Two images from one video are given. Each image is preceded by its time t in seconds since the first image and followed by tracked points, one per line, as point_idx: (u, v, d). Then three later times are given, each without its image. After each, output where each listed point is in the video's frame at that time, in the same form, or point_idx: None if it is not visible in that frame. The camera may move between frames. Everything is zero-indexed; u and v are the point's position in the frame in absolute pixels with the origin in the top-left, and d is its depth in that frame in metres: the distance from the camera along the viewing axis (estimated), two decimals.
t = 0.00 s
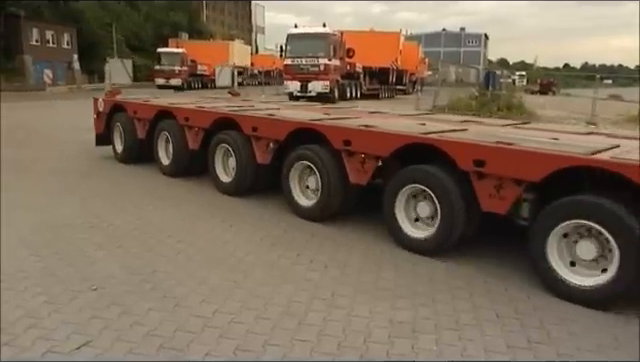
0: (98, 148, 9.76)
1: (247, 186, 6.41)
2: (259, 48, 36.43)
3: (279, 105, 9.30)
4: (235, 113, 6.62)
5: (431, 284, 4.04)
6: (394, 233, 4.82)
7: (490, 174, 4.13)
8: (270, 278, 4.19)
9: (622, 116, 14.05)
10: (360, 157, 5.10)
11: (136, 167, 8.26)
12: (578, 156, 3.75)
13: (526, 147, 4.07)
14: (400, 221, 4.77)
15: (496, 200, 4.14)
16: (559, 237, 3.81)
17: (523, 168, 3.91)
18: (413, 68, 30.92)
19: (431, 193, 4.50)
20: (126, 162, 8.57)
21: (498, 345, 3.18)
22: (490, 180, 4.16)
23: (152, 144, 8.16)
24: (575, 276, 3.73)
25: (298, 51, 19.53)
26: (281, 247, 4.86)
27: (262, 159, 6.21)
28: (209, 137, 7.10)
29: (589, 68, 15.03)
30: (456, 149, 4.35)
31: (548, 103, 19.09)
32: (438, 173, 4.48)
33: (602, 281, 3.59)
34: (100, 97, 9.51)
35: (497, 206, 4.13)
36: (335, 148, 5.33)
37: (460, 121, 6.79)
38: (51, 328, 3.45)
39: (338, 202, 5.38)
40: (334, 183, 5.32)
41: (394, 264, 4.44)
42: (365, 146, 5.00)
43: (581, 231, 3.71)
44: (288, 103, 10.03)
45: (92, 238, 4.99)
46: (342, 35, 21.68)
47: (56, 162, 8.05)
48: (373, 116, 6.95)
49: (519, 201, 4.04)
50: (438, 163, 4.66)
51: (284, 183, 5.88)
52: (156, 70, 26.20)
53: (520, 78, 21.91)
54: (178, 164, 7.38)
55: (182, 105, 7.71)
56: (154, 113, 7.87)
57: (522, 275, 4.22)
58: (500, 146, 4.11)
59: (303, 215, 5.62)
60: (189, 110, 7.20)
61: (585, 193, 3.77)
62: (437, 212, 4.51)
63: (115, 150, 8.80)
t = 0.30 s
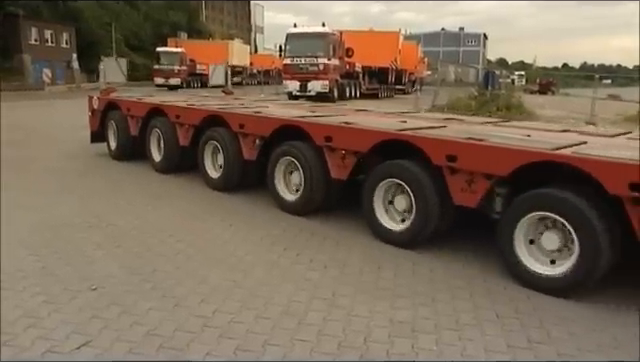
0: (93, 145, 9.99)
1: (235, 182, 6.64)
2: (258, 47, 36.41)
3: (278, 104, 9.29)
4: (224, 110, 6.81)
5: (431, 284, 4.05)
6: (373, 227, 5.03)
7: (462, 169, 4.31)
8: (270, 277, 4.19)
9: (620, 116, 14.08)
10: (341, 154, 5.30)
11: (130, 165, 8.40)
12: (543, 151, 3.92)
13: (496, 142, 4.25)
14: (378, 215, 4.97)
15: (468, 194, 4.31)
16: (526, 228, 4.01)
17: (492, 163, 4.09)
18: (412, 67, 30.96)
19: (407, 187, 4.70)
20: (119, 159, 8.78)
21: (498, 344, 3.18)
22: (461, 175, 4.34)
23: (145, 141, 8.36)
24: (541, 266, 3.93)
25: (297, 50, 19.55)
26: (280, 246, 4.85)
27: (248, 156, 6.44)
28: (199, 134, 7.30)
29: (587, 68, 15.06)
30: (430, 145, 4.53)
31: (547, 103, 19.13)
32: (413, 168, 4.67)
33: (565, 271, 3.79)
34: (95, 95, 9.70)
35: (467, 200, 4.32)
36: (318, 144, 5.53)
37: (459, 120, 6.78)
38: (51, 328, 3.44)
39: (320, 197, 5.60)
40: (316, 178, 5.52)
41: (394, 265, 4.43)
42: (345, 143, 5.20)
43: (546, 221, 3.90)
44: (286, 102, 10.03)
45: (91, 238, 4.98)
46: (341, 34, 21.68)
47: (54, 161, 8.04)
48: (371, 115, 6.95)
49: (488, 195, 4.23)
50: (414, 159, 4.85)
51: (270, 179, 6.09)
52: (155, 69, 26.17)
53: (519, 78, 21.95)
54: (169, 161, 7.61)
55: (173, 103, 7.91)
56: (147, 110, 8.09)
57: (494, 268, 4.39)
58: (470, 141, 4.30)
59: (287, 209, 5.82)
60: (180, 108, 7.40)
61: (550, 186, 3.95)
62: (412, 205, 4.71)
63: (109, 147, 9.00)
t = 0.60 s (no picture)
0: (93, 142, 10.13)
1: (229, 176, 6.81)
2: (261, 47, 36.44)
3: (282, 104, 9.29)
4: (217, 108, 6.97)
5: (435, 285, 4.05)
6: (358, 221, 5.19)
7: (442, 165, 4.47)
8: (273, 277, 4.20)
9: (625, 117, 14.06)
10: (327, 150, 5.47)
11: (133, 164, 8.42)
12: (518, 148, 4.08)
13: (475, 140, 4.39)
14: (363, 209, 5.15)
15: (447, 189, 4.47)
16: (502, 222, 4.18)
17: (469, 159, 4.26)
18: (416, 68, 30.97)
19: (390, 183, 4.86)
20: (118, 155, 8.96)
21: (502, 346, 3.18)
22: (442, 171, 4.50)
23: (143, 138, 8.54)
24: (515, 259, 4.09)
25: (301, 50, 19.55)
26: (284, 247, 4.86)
27: (241, 152, 6.60)
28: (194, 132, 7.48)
29: (592, 69, 15.04)
30: (412, 141, 4.70)
31: (551, 103, 19.10)
32: (396, 164, 4.84)
33: (537, 264, 3.94)
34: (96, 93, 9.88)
35: (445, 195, 4.49)
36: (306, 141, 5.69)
37: (463, 120, 6.78)
38: (55, 327, 3.45)
39: (309, 192, 5.77)
40: (304, 174, 5.69)
41: (398, 265, 4.43)
42: (332, 140, 5.37)
43: (520, 215, 4.07)
44: (289, 102, 10.03)
45: (95, 237, 4.99)
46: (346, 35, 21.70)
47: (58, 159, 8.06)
48: (375, 115, 6.95)
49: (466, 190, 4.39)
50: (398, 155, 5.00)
51: (261, 175, 6.27)
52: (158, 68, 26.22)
53: (523, 78, 21.92)
54: (165, 157, 7.78)
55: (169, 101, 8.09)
56: (145, 108, 8.27)
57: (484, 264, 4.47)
58: (450, 139, 4.46)
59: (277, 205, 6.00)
60: (175, 106, 7.57)
61: (525, 181, 4.10)
62: (395, 201, 4.88)
63: (108, 144, 9.19)
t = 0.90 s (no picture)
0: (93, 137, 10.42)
1: (220, 171, 7.05)
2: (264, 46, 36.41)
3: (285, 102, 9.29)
4: (210, 105, 7.23)
5: (437, 285, 4.05)
6: (341, 214, 5.39)
7: (417, 159, 4.66)
8: (276, 276, 4.21)
9: (628, 118, 14.04)
10: (311, 145, 5.70)
11: (136, 162, 8.43)
12: (488, 143, 4.27)
13: (449, 135, 4.59)
14: (345, 202, 5.35)
15: (423, 183, 4.66)
16: (474, 213, 4.38)
17: (442, 154, 4.45)
18: (419, 67, 30.96)
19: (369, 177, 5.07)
20: (116, 151, 9.22)
21: (505, 347, 3.19)
22: (417, 165, 4.69)
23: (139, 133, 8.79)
24: (486, 248, 4.29)
25: (304, 49, 19.53)
26: (286, 246, 4.86)
27: (232, 147, 6.85)
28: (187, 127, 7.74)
29: (595, 70, 15.02)
30: (390, 137, 4.91)
31: (554, 103, 19.09)
32: (375, 159, 5.04)
33: (503, 254, 4.14)
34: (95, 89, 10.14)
35: (419, 188, 4.70)
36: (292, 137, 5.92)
37: (467, 120, 6.79)
38: (57, 325, 3.46)
39: (295, 186, 6.00)
40: (289, 168, 5.94)
41: (400, 265, 4.44)
42: (316, 135, 5.60)
43: (490, 207, 4.26)
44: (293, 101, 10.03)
45: (98, 234, 5.00)
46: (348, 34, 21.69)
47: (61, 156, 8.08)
48: (377, 114, 6.97)
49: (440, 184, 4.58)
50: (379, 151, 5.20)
51: (252, 169, 6.50)
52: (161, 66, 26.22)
53: (526, 78, 21.90)
54: (159, 152, 8.02)
55: (165, 97, 8.37)
56: (141, 104, 8.53)
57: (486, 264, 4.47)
58: (425, 134, 4.66)
59: (265, 198, 6.24)
60: (170, 102, 7.84)
61: (495, 175, 4.29)
62: (374, 195, 5.09)
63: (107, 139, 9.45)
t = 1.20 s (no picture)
0: (96, 135, 10.63)
1: (214, 168, 7.25)
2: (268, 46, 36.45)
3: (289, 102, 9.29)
4: (205, 103, 7.44)
5: (443, 285, 4.06)
6: (329, 209, 5.59)
7: (400, 155, 4.86)
8: (281, 277, 4.21)
9: (634, 117, 13.99)
10: (300, 142, 5.90)
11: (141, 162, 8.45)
12: (465, 139, 4.45)
13: (431, 132, 4.77)
14: (331, 197, 5.55)
15: (405, 178, 4.85)
16: (453, 206, 4.55)
17: (422, 150, 4.64)
18: (423, 67, 30.94)
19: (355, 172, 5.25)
20: (117, 148, 9.45)
21: (511, 348, 3.20)
22: (400, 161, 4.88)
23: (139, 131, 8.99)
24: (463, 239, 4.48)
25: (308, 49, 19.54)
26: (291, 246, 4.86)
27: (226, 144, 7.05)
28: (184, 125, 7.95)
29: (601, 69, 14.98)
30: (374, 133, 5.10)
31: (559, 103, 19.04)
32: (361, 155, 5.23)
33: (479, 245, 4.32)
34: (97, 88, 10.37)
35: (400, 183, 4.90)
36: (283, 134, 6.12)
37: (472, 120, 6.79)
38: (63, 324, 3.47)
39: (285, 181, 6.20)
40: (280, 164, 6.14)
41: (406, 265, 4.44)
42: (304, 132, 5.80)
43: (468, 201, 4.43)
44: (297, 101, 10.02)
45: (103, 235, 5.02)
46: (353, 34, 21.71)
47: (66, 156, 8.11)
48: (381, 114, 6.98)
49: (421, 179, 4.77)
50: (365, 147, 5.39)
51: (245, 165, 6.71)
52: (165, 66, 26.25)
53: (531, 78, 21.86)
54: (157, 150, 8.23)
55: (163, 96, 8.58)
56: (140, 103, 8.73)
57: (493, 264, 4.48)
58: (407, 131, 4.86)
59: (258, 193, 6.44)
60: (167, 101, 8.06)
61: (473, 169, 4.46)
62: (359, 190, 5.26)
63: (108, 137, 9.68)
